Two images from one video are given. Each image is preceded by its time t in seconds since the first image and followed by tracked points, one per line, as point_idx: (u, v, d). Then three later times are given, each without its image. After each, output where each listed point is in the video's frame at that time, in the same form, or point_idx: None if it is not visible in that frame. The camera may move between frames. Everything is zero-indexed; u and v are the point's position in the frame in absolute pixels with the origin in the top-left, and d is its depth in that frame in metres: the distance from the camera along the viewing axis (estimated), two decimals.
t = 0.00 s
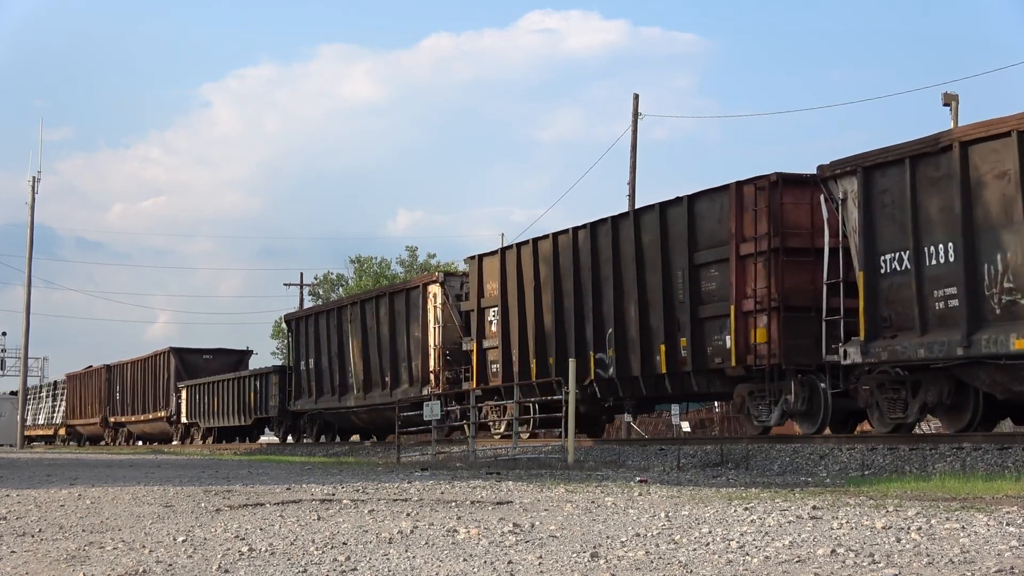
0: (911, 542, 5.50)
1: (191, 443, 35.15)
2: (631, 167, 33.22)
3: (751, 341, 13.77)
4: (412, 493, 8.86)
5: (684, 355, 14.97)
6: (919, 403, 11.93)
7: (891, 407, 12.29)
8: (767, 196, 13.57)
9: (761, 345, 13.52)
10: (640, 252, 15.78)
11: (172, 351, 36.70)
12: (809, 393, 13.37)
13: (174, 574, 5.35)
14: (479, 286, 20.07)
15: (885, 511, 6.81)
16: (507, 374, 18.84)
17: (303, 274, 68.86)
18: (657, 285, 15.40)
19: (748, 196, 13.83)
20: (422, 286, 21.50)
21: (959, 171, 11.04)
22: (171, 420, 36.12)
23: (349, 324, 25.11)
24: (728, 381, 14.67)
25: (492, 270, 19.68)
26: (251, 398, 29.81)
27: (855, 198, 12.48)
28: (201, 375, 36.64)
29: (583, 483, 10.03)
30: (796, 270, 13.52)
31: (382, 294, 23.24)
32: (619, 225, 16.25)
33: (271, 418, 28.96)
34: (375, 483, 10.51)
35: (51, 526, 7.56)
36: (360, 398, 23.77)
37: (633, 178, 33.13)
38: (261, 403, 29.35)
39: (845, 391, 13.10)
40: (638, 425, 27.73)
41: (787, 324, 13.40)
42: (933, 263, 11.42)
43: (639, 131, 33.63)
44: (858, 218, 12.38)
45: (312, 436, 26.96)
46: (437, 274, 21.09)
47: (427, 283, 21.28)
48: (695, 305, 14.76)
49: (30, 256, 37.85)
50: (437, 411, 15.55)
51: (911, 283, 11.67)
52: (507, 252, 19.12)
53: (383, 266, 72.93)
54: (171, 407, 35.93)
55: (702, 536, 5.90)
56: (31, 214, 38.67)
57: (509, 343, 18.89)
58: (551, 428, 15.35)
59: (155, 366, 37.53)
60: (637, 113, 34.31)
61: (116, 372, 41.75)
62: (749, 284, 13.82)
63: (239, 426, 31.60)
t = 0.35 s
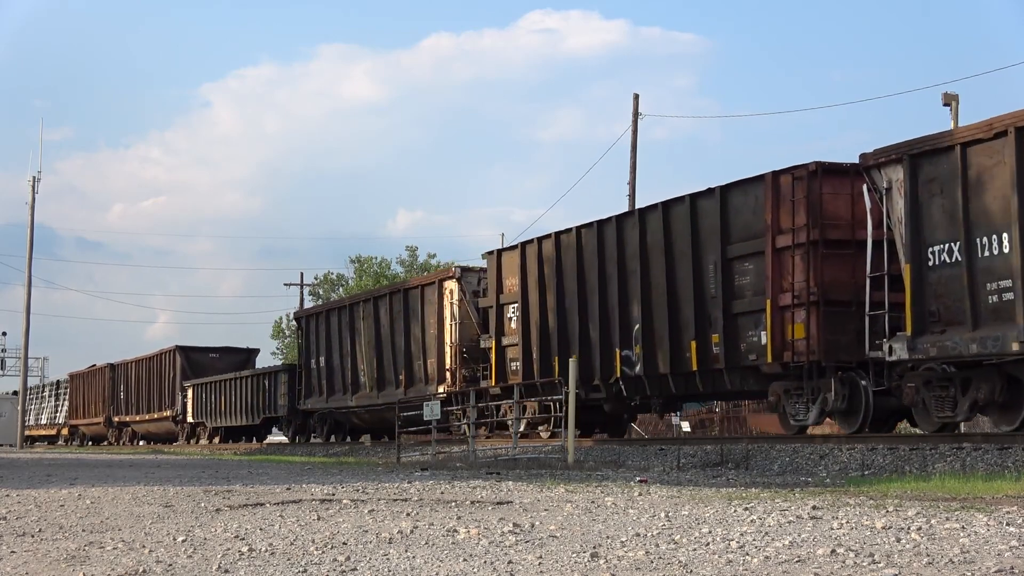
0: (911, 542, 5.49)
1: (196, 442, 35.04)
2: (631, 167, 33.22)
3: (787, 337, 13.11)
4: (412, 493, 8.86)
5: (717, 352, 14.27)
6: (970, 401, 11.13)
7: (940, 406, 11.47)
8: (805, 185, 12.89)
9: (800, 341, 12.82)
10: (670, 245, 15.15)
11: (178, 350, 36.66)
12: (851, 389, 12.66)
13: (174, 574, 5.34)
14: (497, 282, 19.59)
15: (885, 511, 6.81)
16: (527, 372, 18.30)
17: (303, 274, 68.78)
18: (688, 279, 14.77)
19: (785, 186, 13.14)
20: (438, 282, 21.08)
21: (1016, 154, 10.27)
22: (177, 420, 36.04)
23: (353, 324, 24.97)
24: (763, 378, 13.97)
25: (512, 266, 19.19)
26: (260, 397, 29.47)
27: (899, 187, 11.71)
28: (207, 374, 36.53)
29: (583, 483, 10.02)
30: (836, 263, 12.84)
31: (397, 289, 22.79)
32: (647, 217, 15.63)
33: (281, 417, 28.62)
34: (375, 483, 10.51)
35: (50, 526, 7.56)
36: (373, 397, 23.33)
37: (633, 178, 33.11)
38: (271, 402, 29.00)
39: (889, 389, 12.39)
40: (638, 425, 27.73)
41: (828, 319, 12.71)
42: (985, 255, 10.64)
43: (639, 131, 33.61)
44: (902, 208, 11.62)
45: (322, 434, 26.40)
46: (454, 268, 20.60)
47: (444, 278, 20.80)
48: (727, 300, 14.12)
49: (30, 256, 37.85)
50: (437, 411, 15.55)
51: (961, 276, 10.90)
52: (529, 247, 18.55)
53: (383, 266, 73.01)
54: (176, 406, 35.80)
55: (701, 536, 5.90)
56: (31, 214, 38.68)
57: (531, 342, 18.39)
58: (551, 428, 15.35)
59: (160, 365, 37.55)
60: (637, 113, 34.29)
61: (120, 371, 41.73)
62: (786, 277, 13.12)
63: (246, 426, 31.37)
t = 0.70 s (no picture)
0: (911, 542, 5.50)
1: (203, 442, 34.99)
2: (631, 167, 33.20)
3: (827, 332, 12.58)
4: (413, 493, 8.86)
5: (751, 348, 13.78)
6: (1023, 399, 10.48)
7: (992, 403, 10.81)
8: (846, 175, 12.37)
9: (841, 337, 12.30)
10: (701, 238, 14.64)
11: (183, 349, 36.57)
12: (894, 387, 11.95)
13: (174, 574, 5.35)
14: (517, 278, 18.98)
15: (885, 511, 6.81)
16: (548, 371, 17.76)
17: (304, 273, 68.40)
18: (721, 273, 14.22)
19: (825, 176, 12.63)
20: (455, 277, 20.36)
21: None
22: (182, 419, 35.97)
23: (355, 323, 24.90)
24: (799, 376, 13.41)
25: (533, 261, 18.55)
26: (269, 394, 29.05)
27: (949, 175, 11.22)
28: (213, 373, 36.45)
29: (583, 483, 10.02)
30: (879, 256, 12.33)
31: (412, 284, 22.12)
32: (677, 209, 15.11)
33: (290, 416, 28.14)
34: (376, 483, 10.51)
35: (51, 526, 7.56)
36: (386, 396, 22.69)
37: (633, 178, 33.09)
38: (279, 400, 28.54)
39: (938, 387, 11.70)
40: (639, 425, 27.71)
41: (870, 314, 12.19)
42: None
43: (639, 131, 33.61)
44: (953, 197, 11.12)
45: (330, 434, 25.69)
46: (471, 263, 19.90)
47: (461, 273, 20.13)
48: (764, 294, 13.59)
49: (29, 256, 37.84)
50: (437, 411, 15.56)
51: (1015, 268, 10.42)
52: (549, 241, 18.01)
53: (383, 266, 73.05)
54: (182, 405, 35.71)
55: (702, 536, 5.90)
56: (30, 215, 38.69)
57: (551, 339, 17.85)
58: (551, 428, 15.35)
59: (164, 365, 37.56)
60: (637, 114, 34.26)
61: (124, 370, 41.75)
62: (827, 270, 12.59)
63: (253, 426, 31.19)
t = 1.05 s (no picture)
0: (911, 542, 5.49)
1: (209, 442, 34.99)
2: (631, 167, 33.21)
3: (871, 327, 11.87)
4: (412, 493, 8.86)
5: (788, 345, 13.06)
6: None
7: None
8: (891, 162, 11.61)
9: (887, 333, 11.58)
10: (734, 230, 13.90)
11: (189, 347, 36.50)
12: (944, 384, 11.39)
13: (174, 573, 5.35)
14: (537, 273, 18.30)
15: (885, 511, 6.81)
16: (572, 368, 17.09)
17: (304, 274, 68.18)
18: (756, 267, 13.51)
19: (869, 164, 11.87)
20: (472, 272, 19.81)
21: None
22: (189, 419, 35.96)
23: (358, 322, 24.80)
24: (840, 373, 12.69)
25: (553, 256, 17.86)
26: (279, 393, 28.85)
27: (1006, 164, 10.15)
28: (219, 372, 36.39)
29: (583, 483, 10.03)
30: (927, 248, 11.56)
31: (428, 279, 21.57)
32: (709, 200, 14.37)
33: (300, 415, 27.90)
34: (375, 483, 10.51)
35: (50, 526, 7.56)
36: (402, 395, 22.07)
37: (633, 178, 33.10)
38: (289, 399, 28.32)
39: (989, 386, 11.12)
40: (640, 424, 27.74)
41: (919, 309, 11.43)
42: None
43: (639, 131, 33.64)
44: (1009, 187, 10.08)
45: (343, 433, 25.26)
46: (490, 257, 19.39)
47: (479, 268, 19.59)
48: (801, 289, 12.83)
49: (29, 256, 37.85)
50: (437, 411, 15.56)
51: None
52: (571, 235, 17.29)
53: (382, 266, 73.12)
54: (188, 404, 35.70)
55: (702, 536, 5.90)
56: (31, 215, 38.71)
57: (575, 336, 17.18)
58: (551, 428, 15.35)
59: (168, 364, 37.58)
60: (637, 113, 34.26)
61: (128, 370, 41.80)
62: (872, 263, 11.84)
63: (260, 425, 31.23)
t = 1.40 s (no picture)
0: (911, 542, 5.50)
1: (216, 442, 35.00)
2: (631, 167, 33.20)
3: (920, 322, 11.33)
4: (412, 493, 8.87)
5: (829, 340, 12.49)
6: None
7: None
8: (941, 149, 11.14)
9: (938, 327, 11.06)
10: (770, 221, 13.40)
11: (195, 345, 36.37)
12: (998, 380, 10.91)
13: (174, 574, 5.35)
14: (560, 268, 17.60)
15: (885, 511, 6.82)
16: (596, 366, 16.50)
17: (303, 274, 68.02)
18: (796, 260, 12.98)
19: (917, 152, 11.39)
20: (490, 267, 19.17)
21: None
22: (194, 419, 35.92)
23: (363, 320, 24.56)
24: (885, 370, 12.14)
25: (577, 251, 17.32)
26: (289, 392, 28.75)
27: None
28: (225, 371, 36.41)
29: (583, 483, 10.03)
30: (979, 238, 11.11)
31: (444, 275, 20.94)
32: (744, 191, 13.86)
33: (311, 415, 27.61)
34: (376, 483, 10.51)
35: (51, 526, 7.57)
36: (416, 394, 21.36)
37: (633, 178, 33.10)
38: (299, 399, 28.13)
39: None
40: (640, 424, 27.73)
41: (971, 302, 10.96)
42: None
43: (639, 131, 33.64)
44: None
45: (358, 432, 24.70)
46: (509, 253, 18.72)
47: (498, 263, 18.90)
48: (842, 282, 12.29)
49: (29, 256, 37.86)
50: (437, 411, 15.57)
51: None
52: (596, 228, 16.76)
53: (382, 266, 73.18)
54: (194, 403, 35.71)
55: (702, 536, 5.90)
56: (31, 215, 38.74)
57: (598, 334, 16.60)
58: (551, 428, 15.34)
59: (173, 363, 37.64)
60: (637, 113, 34.27)
61: (132, 370, 41.85)
62: (921, 254, 11.31)
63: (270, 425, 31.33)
